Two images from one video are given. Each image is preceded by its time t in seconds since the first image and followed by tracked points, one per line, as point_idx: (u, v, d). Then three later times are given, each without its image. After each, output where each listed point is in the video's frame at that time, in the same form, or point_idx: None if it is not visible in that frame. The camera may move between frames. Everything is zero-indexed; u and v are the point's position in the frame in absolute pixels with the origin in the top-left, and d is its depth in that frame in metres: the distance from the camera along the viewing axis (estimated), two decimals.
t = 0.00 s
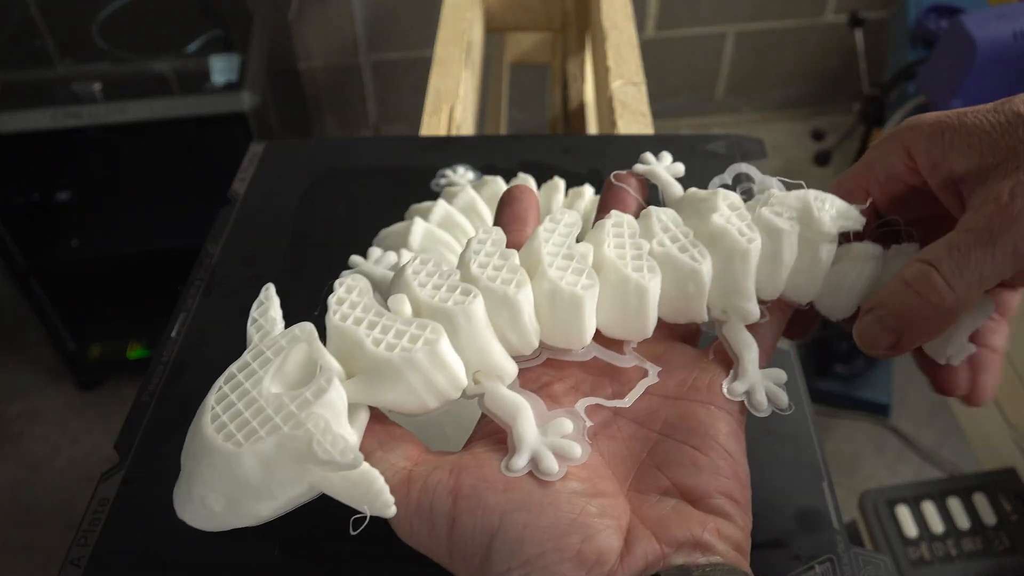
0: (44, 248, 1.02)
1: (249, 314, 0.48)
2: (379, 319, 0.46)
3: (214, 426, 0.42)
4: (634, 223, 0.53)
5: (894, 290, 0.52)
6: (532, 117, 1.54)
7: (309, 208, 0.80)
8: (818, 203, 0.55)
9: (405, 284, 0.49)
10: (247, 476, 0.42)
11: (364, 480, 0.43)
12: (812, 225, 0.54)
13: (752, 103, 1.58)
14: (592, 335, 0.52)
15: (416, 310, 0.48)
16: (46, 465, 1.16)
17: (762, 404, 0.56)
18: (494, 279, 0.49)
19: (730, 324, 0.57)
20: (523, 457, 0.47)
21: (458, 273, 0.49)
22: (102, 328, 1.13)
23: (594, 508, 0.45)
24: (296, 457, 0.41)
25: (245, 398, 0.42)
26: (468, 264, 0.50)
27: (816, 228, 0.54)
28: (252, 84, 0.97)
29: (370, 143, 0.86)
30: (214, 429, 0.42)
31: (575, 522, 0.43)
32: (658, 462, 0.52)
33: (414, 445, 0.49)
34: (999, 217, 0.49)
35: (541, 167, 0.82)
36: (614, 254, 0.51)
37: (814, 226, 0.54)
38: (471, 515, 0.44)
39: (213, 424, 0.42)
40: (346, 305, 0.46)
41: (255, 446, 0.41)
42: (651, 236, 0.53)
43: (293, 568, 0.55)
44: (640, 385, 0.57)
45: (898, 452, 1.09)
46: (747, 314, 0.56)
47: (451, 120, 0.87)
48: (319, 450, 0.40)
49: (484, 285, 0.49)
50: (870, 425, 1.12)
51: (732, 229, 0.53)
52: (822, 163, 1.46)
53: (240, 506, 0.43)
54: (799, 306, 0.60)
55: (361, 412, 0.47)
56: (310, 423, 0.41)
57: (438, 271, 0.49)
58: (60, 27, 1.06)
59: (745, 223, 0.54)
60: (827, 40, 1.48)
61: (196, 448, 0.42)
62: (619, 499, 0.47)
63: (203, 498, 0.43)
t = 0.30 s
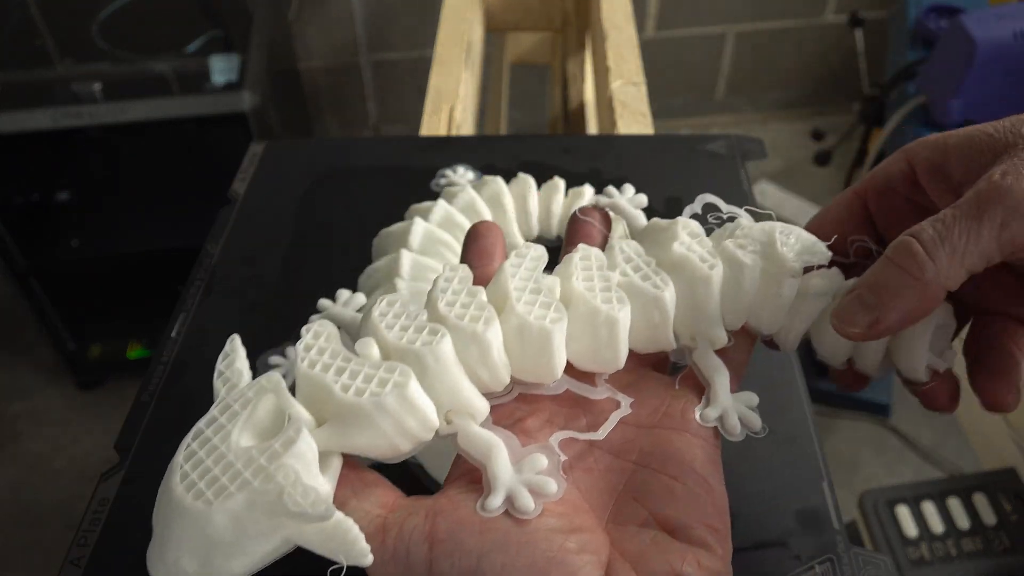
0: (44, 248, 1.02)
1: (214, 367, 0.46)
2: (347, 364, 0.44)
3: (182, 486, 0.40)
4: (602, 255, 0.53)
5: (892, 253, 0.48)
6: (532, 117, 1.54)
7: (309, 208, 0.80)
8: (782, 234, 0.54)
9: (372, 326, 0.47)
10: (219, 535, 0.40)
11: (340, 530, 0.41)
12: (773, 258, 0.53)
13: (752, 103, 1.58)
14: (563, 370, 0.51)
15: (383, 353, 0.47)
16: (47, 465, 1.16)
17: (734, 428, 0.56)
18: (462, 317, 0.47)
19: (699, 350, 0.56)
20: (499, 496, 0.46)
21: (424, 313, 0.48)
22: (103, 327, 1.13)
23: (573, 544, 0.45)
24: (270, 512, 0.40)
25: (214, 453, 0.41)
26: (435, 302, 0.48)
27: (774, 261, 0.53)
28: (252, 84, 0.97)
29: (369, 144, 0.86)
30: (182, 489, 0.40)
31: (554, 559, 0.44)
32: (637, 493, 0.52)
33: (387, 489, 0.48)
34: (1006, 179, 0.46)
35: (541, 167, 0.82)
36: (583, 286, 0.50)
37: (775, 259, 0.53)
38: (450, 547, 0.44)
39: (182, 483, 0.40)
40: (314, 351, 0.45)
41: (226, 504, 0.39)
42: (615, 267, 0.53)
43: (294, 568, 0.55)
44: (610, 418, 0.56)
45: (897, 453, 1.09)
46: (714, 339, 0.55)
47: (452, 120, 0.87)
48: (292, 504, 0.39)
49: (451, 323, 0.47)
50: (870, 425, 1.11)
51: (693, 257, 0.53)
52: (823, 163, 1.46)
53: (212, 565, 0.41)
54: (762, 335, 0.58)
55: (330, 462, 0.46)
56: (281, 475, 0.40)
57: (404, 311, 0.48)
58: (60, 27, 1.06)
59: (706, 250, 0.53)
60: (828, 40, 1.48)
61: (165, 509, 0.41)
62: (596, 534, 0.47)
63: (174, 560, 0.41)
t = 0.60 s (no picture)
0: (44, 248, 1.02)
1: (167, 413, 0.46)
2: (305, 402, 0.44)
3: (138, 540, 0.39)
4: (560, 274, 0.53)
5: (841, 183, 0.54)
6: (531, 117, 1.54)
7: (308, 208, 0.80)
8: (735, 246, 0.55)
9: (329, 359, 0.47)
10: None
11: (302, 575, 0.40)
12: (729, 270, 0.54)
13: (752, 103, 1.58)
14: (526, 392, 0.51)
15: (342, 386, 0.47)
16: (48, 465, 1.16)
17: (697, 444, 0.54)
18: (421, 345, 0.47)
19: (657, 364, 0.56)
20: (466, 528, 0.46)
21: (382, 344, 0.48)
22: (103, 327, 1.13)
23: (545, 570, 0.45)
24: (231, 562, 0.39)
25: (171, 503, 0.40)
26: (392, 332, 0.49)
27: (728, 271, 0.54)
28: (252, 84, 0.97)
29: (369, 144, 0.86)
30: (138, 542, 0.39)
31: None
32: (606, 512, 0.51)
33: (355, 527, 0.49)
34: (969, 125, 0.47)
35: (541, 167, 0.82)
36: (543, 308, 0.50)
37: (728, 271, 0.54)
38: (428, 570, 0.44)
39: (138, 538, 0.39)
40: (270, 391, 0.45)
41: (185, 555, 0.38)
42: (573, 285, 0.52)
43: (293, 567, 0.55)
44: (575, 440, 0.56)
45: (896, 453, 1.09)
46: (674, 354, 0.55)
47: (451, 120, 0.87)
48: (251, 550, 0.38)
49: (410, 352, 0.47)
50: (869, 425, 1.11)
51: (646, 271, 0.52)
52: (822, 163, 1.46)
53: None
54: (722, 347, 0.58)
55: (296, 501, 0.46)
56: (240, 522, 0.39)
57: (361, 341, 0.48)
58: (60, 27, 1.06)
59: (660, 263, 0.53)
60: (828, 40, 1.48)
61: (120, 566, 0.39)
62: (567, 557, 0.48)
63: None
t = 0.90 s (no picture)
0: (45, 248, 1.02)
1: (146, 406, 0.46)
2: (286, 396, 0.44)
3: (115, 537, 0.39)
4: (540, 264, 0.52)
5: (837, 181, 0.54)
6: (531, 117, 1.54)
7: (308, 208, 0.80)
8: (716, 246, 0.54)
9: (309, 351, 0.47)
10: None
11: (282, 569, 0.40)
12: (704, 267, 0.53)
13: (752, 103, 1.58)
14: (507, 386, 0.51)
15: (323, 378, 0.47)
16: (49, 465, 1.16)
17: (658, 442, 0.53)
18: (401, 338, 0.47)
19: (629, 361, 0.55)
20: (448, 523, 0.46)
21: (362, 336, 0.48)
22: (103, 327, 1.13)
23: (527, 564, 0.46)
24: (209, 558, 0.39)
25: (149, 499, 0.40)
26: (372, 325, 0.48)
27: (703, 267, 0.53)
28: (252, 84, 0.97)
29: (369, 144, 0.86)
30: (115, 538, 0.39)
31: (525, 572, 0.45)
32: (587, 504, 0.52)
33: (336, 522, 0.50)
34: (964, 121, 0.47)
35: (540, 167, 0.83)
36: (523, 300, 0.50)
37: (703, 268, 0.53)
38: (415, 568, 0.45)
39: (115, 535, 0.39)
40: (249, 384, 0.44)
41: (164, 551, 0.39)
42: (555, 276, 0.52)
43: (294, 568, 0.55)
44: (558, 433, 0.56)
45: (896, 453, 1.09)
46: (644, 351, 0.54)
47: (451, 120, 0.87)
48: (229, 546, 0.38)
49: (389, 344, 0.47)
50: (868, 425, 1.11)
51: (623, 268, 0.52)
52: (822, 163, 1.46)
53: None
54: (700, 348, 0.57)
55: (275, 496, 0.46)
56: (219, 518, 0.40)
57: (341, 332, 0.48)
58: (61, 27, 1.06)
59: (637, 259, 0.52)
60: (828, 40, 1.47)
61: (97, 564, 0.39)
62: (550, 549, 0.48)
63: None
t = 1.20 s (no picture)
0: (44, 248, 1.02)
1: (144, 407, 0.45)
2: (287, 400, 0.44)
3: (112, 540, 0.38)
4: (539, 271, 0.52)
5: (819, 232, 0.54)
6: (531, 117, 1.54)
7: (308, 209, 0.80)
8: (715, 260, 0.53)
9: (310, 356, 0.47)
10: None
11: None
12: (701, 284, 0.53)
13: (752, 103, 1.58)
14: (509, 395, 0.52)
15: (325, 384, 0.46)
16: (49, 465, 1.16)
17: (647, 458, 0.53)
18: (404, 345, 0.47)
19: (624, 374, 0.56)
20: (449, 531, 0.46)
21: (364, 342, 0.48)
22: (103, 327, 1.13)
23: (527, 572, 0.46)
24: (209, 563, 0.39)
25: (147, 501, 0.40)
26: (374, 331, 0.48)
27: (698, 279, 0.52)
28: (252, 84, 0.97)
29: (368, 144, 0.86)
30: (112, 541, 0.38)
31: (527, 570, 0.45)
32: (588, 515, 0.52)
33: (334, 528, 0.50)
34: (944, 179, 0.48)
35: (541, 167, 0.82)
36: (522, 308, 0.50)
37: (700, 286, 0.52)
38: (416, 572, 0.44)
39: (112, 538, 0.39)
40: (250, 387, 0.44)
41: (163, 555, 0.38)
42: (555, 283, 0.52)
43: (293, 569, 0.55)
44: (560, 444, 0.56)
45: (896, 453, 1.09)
46: (639, 364, 0.55)
47: (451, 120, 0.87)
48: (230, 551, 0.38)
49: (392, 351, 0.47)
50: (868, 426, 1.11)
51: (620, 280, 0.51)
52: (822, 163, 1.46)
53: None
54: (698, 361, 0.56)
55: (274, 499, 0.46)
56: (220, 522, 0.39)
57: (343, 338, 0.48)
58: (61, 27, 1.06)
59: (637, 272, 0.52)
60: (828, 40, 1.47)
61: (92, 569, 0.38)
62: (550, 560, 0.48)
63: None
